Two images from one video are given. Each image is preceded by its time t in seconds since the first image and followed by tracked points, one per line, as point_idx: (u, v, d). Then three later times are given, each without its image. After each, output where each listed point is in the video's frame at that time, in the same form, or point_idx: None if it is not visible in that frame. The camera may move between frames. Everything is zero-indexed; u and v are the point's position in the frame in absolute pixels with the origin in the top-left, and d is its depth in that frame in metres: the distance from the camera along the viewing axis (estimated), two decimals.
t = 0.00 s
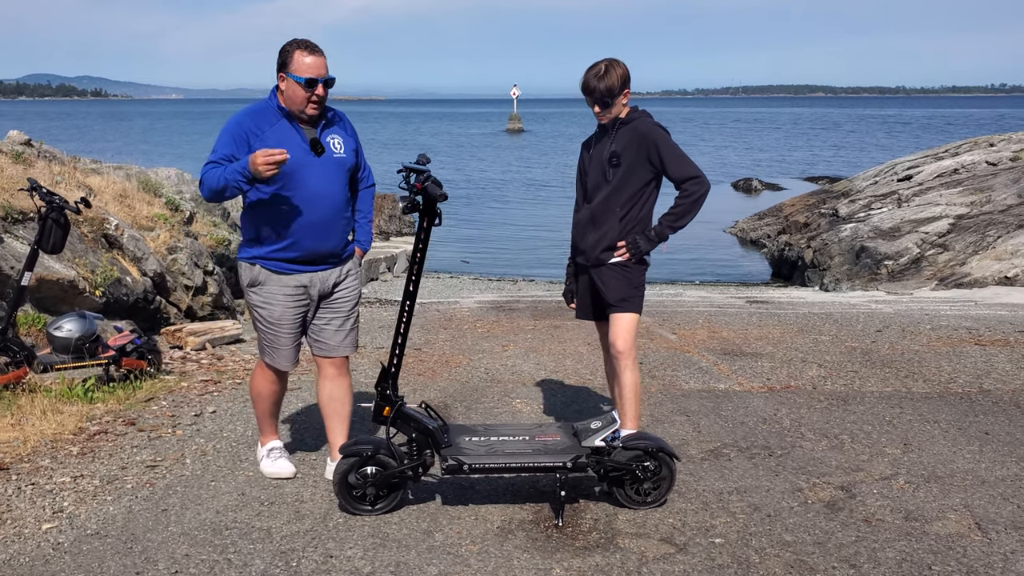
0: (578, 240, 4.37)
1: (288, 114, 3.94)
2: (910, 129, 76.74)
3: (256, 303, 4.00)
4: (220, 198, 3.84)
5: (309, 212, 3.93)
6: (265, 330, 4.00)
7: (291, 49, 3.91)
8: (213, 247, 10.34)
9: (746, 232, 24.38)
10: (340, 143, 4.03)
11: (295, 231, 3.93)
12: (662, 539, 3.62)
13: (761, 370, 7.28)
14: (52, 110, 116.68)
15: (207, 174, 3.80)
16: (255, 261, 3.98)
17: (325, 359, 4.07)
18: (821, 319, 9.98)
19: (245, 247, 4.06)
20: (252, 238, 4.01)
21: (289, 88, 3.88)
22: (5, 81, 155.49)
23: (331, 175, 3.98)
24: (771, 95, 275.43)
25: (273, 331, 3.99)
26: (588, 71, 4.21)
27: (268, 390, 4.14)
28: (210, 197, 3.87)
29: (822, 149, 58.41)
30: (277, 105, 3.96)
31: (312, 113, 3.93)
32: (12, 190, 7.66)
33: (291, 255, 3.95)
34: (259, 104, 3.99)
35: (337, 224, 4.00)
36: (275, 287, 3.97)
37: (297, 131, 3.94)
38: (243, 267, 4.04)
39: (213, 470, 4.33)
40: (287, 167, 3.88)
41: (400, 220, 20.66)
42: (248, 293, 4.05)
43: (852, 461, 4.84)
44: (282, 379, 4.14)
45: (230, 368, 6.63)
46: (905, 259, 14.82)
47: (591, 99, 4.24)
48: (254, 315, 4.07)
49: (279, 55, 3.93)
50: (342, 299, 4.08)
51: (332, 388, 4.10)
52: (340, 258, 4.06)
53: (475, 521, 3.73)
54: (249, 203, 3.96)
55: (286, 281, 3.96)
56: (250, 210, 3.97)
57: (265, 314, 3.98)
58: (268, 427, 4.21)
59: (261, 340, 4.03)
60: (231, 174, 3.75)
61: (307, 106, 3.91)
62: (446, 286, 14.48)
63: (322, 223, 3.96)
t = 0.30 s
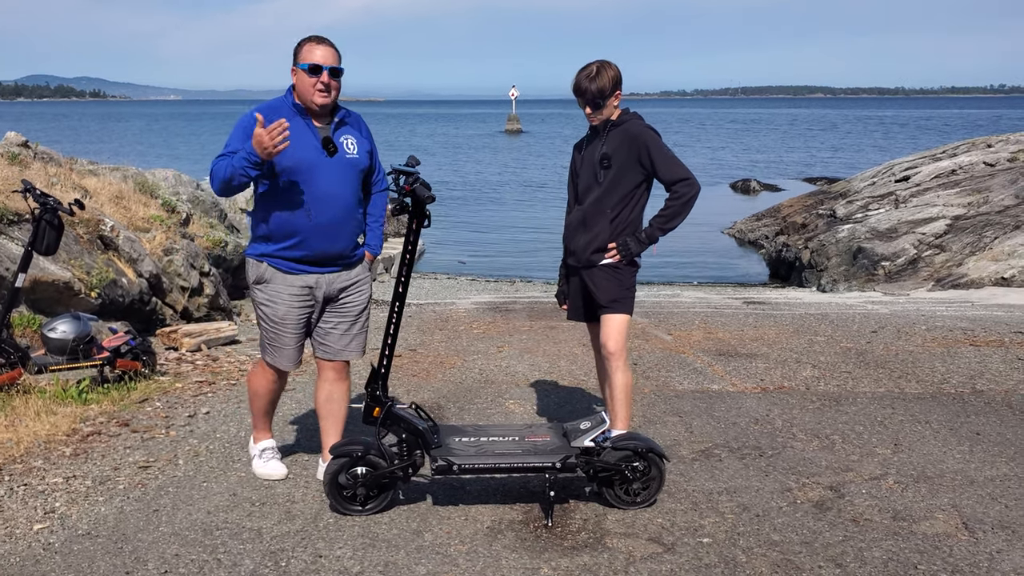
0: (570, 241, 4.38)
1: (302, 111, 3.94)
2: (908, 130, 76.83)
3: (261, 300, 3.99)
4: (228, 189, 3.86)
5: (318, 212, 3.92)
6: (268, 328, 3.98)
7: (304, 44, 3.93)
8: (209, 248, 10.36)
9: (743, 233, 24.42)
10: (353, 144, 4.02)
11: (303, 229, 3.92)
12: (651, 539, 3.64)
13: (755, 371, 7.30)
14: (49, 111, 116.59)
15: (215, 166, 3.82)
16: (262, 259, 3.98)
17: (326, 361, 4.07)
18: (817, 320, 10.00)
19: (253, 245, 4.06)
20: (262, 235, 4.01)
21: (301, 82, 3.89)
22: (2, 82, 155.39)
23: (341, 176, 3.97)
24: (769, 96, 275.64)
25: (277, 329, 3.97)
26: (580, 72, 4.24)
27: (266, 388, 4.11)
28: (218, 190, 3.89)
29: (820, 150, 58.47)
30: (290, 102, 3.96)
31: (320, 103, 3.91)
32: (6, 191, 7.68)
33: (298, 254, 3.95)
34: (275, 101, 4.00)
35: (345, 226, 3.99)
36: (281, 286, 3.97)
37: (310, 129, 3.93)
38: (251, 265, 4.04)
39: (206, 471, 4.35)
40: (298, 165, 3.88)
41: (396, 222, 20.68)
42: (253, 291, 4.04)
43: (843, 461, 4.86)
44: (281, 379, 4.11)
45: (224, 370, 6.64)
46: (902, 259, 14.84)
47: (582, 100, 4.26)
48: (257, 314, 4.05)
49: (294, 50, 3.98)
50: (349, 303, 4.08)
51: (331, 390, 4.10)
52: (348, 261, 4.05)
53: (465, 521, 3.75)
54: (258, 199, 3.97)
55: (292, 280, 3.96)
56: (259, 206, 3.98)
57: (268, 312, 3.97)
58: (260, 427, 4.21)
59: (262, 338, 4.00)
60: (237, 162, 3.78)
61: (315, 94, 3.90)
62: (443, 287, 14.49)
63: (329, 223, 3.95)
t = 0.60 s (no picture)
0: (566, 243, 4.40)
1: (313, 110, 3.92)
2: (909, 130, 76.83)
3: (266, 300, 3.96)
4: (232, 182, 3.91)
5: (323, 211, 3.89)
6: (272, 329, 3.93)
7: (318, 42, 3.93)
8: (209, 250, 10.37)
9: (744, 235, 24.42)
10: (365, 146, 3.97)
11: (306, 228, 3.90)
12: (646, 539, 3.65)
13: (754, 372, 7.31)
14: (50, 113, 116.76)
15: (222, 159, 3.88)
16: (268, 257, 3.97)
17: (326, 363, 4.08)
18: (817, 321, 10.01)
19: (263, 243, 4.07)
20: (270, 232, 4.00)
21: (312, 80, 3.87)
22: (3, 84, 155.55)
23: (349, 177, 3.93)
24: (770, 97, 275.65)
25: (280, 330, 3.92)
26: (576, 74, 4.25)
27: (270, 392, 4.06)
28: (226, 183, 3.94)
29: (821, 151, 58.47)
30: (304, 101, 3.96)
31: (329, 102, 3.87)
32: (6, 193, 7.70)
33: (301, 253, 3.92)
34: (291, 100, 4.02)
35: (350, 227, 3.94)
36: (285, 286, 3.93)
37: (320, 128, 3.91)
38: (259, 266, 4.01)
39: (203, 472, 4.37)
40: (304, 163, 3.87)
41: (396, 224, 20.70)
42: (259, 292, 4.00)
43: (839, 461, 4.87)
44: (287, 387, 4.05)
45: (223, 371, 6.66)
46: (902, 261, 14.85)
47: (579, 102, 4.28)
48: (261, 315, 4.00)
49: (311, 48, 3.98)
50: (354, 309, 4.05)
51: (331, 392, 4.13)
52: (353, 263, 3.99)
53: (461, 521, 3.76)
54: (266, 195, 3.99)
55: (297, 280, 3.93)
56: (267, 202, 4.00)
57: (273, 312, 3.93)
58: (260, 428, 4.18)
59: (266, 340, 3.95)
60: (233, 149, 3.84)
61: (323, 92, 3.88)
62: (443, 288, 14.50)
63: (333, 223, 3.90)
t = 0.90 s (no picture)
0: (567, 244, 4.40)
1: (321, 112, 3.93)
2: (913, 132, 76.77)
3: (274, 299, 3.94)
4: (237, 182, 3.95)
5: (328, 213, 3.89)
6: (281, 329, 3.91)
7: (327, 44, 3.94)
8: (212, 251, 10.39)
9: (747, 236, 24.40)
10: (371, 149, 3.97)
11: (309, 229, 3.90)
12: (646, 540, 3.66)
13: (755, 374, 7.31)
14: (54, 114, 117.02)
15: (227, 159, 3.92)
16: (274, 258, 3.98)
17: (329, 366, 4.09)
18: (819, 322, 10.00)
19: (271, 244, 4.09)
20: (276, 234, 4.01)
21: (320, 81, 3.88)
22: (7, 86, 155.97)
23: (354, 179, 3.92)
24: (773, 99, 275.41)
25: (287, 330, 3.90)
26: (576, 76, 4.26)
27: (285, 393, 4.01)
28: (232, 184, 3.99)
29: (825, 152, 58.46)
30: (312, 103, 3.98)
31: (336, 103, 3.89)
32: (9, 195, 7.73)
33: (305, 255, 3.92)
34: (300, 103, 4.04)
35: (354, 229, 3.93)
36: (291, 286, 3.92)
37: (326, 130, 3.92)
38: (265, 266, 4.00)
39: (205, 472, 4.38)
40: (308, 164, 3.87)
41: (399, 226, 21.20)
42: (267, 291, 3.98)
43: (840, 463, 4.88)
44: (302, 387, 4.02)
45: (226, 372, 6.67)
46: (905, 262, 14.84)
47: (579, 104, 4.29)
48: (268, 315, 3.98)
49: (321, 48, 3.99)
50: (358, 312, 4.06)
51: (336, 395, 4.14)
52: (357, 266, 3.98)
53: (461, 522, 3.76)
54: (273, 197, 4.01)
55: (302, 280, 3.92)
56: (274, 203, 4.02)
57: (280, 312, 3.91)
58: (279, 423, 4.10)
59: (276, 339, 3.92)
60: (235, 149, 3.88)
61: (331, 94, 3.89)
62: (445, 289, 14.51)
63: (337, 226, 3.90)
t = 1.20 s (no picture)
0: (571, 248, 4.40)
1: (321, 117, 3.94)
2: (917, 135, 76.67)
3: (279, 306, 3.95)
4: (237, 186, 3.94)
5: (328, 219, 3.89)
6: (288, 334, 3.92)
7: (328, 48, 3.95)
8: (217, 254, 10.41)
9: (752, 239, 24.37)
10: (372, 155, 3.97)
11: (309, 235, 3.90)
12: (651, 544, 3.65)
13: (760, 377, 7.31)
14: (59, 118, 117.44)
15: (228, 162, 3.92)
16: (275, 264, 3.98)
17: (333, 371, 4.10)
18: (824, 325, 9.99)
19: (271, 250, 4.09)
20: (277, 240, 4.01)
21: (322, 86, 3.89)
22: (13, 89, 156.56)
23: (354, 186, 3.92)
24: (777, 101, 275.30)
25: (294, 336, 3.91)
26: (579, 80, 4.27)
27: (295, 404, 3.98)
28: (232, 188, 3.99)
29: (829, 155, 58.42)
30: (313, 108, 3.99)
31: (336, 108, 3.89)
32: (15, 198, 7.76)
33: (306, 261, 3.91)
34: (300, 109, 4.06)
35: (355, 236, 3.92)
36: (296, 292, 3.93)
37: (327, 136, 3.93)
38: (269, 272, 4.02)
39: (210, 476, 4.38)
40: (308, 169, 3.88)
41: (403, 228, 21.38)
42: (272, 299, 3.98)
43: (845, 466, 4.87)
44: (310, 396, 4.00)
45: (230, 375, 6.69)
46: (910, 265, 14.82)
47: (581, 108, 4.29)
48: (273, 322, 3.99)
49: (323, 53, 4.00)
50: (362, 318, 4.04)
51: (341, 400, 4.15)
52: (357, 273, 3.97)
53: (466, 526, 3.76)
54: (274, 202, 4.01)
55: (305, 285, 3.92)
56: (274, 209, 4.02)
57: (287, 318, 3.91)
58: (283, 444, 4.02)
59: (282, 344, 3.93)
60: (236, 151, 3.88)
61: (333, 99, 3.89)
62: (449, 293, 14.52)
63: (337, 232, 3.90)
